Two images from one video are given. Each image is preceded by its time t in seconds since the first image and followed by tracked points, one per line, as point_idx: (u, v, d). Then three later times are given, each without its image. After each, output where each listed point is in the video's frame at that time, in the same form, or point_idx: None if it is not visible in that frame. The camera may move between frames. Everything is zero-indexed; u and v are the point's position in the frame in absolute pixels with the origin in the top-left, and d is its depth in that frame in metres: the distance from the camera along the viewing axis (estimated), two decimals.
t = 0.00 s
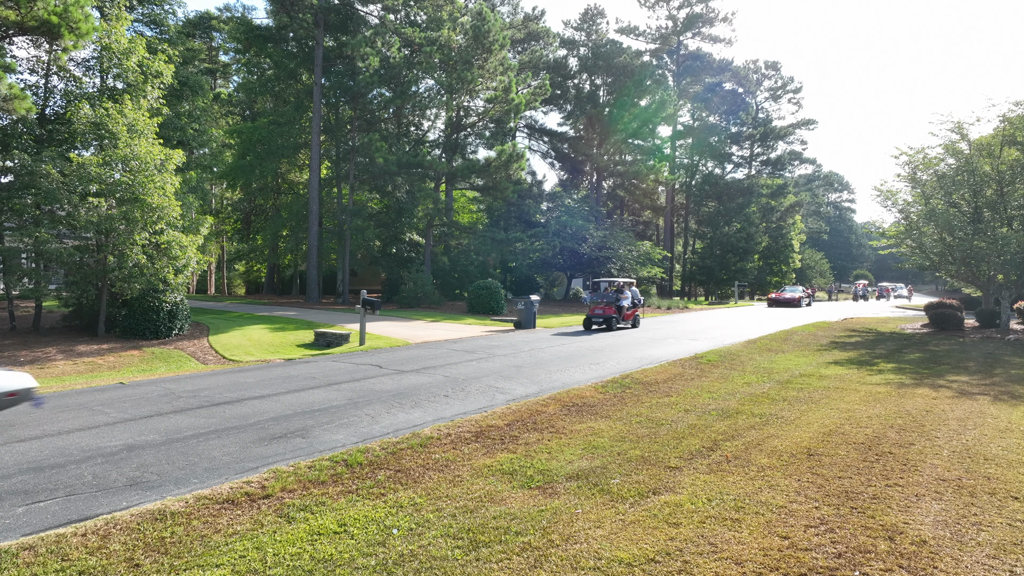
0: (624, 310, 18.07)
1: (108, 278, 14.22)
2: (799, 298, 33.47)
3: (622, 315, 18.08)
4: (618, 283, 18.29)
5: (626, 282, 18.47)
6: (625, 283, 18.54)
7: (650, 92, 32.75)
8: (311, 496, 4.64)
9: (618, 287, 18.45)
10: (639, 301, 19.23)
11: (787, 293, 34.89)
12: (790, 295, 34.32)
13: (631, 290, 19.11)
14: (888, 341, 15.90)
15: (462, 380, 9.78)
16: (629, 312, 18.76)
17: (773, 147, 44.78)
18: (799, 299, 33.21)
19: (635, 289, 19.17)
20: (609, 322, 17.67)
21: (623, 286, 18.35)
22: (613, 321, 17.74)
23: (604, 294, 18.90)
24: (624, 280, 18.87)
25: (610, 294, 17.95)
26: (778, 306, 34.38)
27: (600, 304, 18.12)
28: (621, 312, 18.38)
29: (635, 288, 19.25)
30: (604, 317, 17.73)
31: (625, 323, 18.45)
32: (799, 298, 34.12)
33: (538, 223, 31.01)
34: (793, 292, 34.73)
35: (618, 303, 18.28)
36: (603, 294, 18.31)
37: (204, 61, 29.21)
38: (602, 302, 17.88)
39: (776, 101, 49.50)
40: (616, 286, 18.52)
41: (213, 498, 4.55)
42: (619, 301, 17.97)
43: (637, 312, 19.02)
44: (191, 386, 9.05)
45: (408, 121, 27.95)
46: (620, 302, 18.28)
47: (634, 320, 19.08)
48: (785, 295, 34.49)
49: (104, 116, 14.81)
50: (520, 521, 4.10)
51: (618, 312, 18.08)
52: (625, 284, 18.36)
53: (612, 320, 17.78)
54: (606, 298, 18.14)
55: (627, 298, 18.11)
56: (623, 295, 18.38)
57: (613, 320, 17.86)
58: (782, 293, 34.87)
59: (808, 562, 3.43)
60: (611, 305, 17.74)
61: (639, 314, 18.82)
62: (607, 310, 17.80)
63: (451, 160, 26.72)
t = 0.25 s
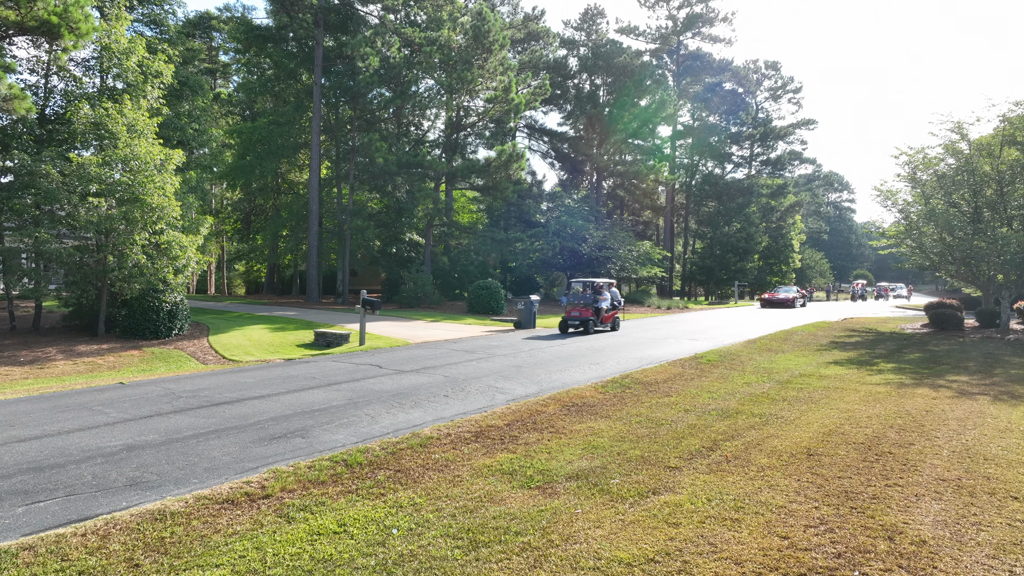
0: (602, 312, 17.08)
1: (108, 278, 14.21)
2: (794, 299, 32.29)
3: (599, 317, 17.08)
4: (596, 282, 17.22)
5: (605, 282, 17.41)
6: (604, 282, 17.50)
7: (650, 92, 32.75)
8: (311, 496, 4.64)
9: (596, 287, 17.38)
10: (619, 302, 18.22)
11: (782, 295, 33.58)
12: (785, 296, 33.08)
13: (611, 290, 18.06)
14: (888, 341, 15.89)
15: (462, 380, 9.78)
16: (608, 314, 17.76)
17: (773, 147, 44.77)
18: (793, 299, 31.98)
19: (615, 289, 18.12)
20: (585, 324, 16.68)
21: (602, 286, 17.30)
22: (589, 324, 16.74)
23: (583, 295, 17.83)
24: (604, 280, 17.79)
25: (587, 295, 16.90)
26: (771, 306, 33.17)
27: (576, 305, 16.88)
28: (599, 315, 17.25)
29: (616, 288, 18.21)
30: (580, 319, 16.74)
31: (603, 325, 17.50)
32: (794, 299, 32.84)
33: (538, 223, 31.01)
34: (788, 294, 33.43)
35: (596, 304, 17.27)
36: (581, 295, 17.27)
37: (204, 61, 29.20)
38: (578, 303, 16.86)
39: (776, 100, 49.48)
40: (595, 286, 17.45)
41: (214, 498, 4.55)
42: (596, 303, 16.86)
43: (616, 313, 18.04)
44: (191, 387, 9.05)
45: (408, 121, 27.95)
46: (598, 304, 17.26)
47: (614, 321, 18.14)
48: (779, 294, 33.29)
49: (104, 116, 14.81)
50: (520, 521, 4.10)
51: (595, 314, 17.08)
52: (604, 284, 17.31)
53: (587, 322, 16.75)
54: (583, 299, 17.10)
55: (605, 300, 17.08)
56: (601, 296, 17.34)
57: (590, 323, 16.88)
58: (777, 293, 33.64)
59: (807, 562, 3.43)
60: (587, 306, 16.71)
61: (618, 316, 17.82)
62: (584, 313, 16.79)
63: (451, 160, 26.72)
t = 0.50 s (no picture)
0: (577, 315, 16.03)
1: (108, 278, 14.21)
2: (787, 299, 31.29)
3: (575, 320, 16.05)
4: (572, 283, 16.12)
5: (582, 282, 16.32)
6: (581, 282, 16.42)
7: (650, 92, 32.75)
8: (310, 496, 4.64)
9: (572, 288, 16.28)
10: (596, 303, 17.18)
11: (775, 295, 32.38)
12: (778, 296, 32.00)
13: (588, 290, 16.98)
14: (888, 341, 15.90)
15: (462, 381, 9.78)
16: (584, 315, 16.74)
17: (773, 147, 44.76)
18: (787, 300, 30.94)
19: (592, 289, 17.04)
20: (559, 328, 15.66)
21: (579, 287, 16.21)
22: (563, 328, 15.73)
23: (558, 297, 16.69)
24: (580, 280, 16.67)
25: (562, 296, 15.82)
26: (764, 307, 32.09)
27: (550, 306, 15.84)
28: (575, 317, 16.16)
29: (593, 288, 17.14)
30: (554, 323, 15.69)
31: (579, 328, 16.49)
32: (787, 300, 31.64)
33: (538, 223, 31.01)
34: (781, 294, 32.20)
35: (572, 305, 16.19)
36: (556, 297, 16.15)
37: (204, 61, 29.21)
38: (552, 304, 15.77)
39: (776, 100, 49.45)
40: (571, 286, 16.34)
41: (213, 498, 4.55)
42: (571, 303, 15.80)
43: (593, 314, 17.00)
44: (191, 387, 9.05)
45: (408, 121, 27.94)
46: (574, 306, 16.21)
47: (591, 323, 17.03)
48: (772, 295, 32.27)
49: (104, 116, 14.81)
50: (520, 521, 4.10)
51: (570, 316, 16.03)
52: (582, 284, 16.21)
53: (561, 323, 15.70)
54: (558, 300, 16.02)
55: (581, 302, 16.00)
56: (577, 297, 16.25)
57: (564, 326, 15.83)
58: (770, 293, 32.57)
59: (807, 562, 3.42)
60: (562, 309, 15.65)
61: (594, 319, 16.80)
62: (558, 315, 15.73)
63: (451, 160, 26.72)
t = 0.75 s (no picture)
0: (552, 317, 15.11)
1: (108, 278, 14.21)
2: (780, 299, 30.17)
3: (549, 324, 15.12)
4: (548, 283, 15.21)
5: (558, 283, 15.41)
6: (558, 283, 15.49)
7: (650, 92, 32.75)
8: (310, 496, 4.64)
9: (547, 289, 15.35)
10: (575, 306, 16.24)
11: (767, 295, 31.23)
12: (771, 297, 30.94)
13: (566, 292, 16.05)
14: (888, 341, 15.90)
15: (461, 380, 9.78)
16: (560, 318, 15.79)
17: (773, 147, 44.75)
18: (780, 300, 29.95)
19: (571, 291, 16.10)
20: (531, 331, 14.74)
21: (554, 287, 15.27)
22: (536, 331, 14.80)
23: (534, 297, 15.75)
24: (558, 281, 15.74)
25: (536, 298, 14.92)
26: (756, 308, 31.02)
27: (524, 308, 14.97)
28: (549, 320, 15.24)
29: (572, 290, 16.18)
30: (526, 326, 14.78)
31: (555, 331, 15.55)
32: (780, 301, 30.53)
33: (538, 223, 31.01)
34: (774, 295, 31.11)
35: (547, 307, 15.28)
36: (529, 298, 15.23)
37: (204, 61, 29.21)
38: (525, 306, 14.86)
39: (776, 100, 49.42)
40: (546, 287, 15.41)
41: (213, 498, 4.55)
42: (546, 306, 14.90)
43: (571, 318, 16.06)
44: (191, 386, 9.05)
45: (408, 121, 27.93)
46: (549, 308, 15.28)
47: (569, 326, 16.07)
48: (765, 295, 31.23)
49: (104, 116, 14.82)
50: (520, 521, 4.10)
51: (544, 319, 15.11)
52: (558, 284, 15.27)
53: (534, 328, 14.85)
54: (531, 302, 15.10)
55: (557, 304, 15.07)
56: (552, 299, 15.35)
57: (537, 330, 14.91)
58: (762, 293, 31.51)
59: (806, 562, 3.42)
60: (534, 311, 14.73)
61: (571, 322, 15.83)
62: (531, 318, 14.82)
63: (451, 160, 26.71)
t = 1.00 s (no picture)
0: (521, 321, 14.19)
1: (108, 277, 14.22)
2: (773, 300, 28.94)
3: (517, 327, 14.20)
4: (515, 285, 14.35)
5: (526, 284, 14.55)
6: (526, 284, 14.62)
7: (650, 92, 32.75)
8: (310, 496, 4.64)
9: (515, 291, 14.45)
10: (547, 308, 15.34)
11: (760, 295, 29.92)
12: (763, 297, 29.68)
13: (536, 294, 15.19)
14: (888, 341, 15.89)
15: (462, 380, 9.79)
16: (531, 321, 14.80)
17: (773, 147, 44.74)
18: (772, 300, 28.82)
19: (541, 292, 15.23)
20: (497, 335, 13.83)
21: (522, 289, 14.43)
22: (502, 335, 13.89)
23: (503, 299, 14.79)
24: (526, 283, 14.87)
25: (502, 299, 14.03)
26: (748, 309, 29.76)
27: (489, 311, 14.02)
28: (517, 324, 14.27)
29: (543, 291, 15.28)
30: (492, 329, 13.87)
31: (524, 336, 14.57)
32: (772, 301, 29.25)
33: (538, 223, 31.01)
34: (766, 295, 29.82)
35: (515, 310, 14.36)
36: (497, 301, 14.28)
37: (204, 61, 29.21)
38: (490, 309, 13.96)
39: (776, 100, 49.40)
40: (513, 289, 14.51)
41: (213, 498, 4.54)
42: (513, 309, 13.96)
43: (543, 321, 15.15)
44: (191, 387, 9.05)
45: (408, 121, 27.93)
46: (517, 311, 14.32)
47: (540, 330, 15.09)
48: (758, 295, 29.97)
49: (104, 116, 14.81)
50: (519, 521, 4.10)
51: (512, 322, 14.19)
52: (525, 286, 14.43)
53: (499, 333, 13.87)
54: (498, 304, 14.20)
55: (525, 306, 14.18)
56: (521, 301, 14.44)
57: (504, 334, 14.01)
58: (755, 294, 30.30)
59: (806, 562, 3.42)
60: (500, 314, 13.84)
61: (543, 326, 14.87)
62: (497, 321, 13.92)
63: (451, 160, 26.71)
